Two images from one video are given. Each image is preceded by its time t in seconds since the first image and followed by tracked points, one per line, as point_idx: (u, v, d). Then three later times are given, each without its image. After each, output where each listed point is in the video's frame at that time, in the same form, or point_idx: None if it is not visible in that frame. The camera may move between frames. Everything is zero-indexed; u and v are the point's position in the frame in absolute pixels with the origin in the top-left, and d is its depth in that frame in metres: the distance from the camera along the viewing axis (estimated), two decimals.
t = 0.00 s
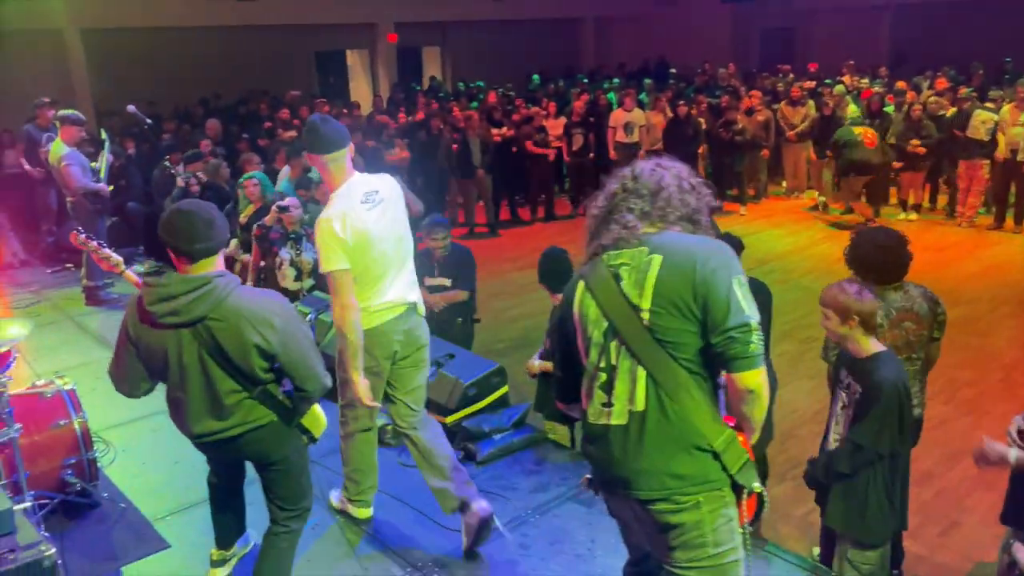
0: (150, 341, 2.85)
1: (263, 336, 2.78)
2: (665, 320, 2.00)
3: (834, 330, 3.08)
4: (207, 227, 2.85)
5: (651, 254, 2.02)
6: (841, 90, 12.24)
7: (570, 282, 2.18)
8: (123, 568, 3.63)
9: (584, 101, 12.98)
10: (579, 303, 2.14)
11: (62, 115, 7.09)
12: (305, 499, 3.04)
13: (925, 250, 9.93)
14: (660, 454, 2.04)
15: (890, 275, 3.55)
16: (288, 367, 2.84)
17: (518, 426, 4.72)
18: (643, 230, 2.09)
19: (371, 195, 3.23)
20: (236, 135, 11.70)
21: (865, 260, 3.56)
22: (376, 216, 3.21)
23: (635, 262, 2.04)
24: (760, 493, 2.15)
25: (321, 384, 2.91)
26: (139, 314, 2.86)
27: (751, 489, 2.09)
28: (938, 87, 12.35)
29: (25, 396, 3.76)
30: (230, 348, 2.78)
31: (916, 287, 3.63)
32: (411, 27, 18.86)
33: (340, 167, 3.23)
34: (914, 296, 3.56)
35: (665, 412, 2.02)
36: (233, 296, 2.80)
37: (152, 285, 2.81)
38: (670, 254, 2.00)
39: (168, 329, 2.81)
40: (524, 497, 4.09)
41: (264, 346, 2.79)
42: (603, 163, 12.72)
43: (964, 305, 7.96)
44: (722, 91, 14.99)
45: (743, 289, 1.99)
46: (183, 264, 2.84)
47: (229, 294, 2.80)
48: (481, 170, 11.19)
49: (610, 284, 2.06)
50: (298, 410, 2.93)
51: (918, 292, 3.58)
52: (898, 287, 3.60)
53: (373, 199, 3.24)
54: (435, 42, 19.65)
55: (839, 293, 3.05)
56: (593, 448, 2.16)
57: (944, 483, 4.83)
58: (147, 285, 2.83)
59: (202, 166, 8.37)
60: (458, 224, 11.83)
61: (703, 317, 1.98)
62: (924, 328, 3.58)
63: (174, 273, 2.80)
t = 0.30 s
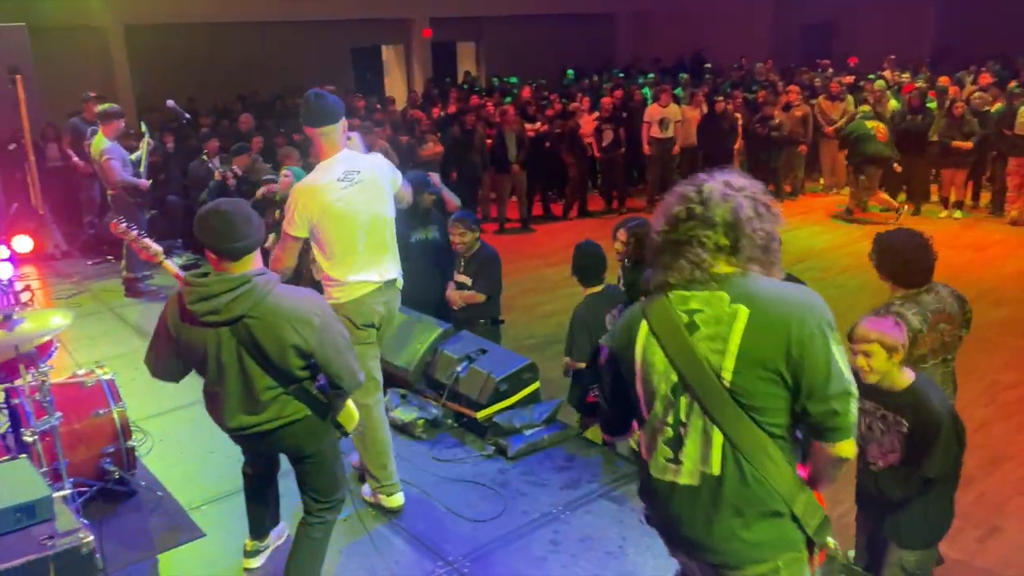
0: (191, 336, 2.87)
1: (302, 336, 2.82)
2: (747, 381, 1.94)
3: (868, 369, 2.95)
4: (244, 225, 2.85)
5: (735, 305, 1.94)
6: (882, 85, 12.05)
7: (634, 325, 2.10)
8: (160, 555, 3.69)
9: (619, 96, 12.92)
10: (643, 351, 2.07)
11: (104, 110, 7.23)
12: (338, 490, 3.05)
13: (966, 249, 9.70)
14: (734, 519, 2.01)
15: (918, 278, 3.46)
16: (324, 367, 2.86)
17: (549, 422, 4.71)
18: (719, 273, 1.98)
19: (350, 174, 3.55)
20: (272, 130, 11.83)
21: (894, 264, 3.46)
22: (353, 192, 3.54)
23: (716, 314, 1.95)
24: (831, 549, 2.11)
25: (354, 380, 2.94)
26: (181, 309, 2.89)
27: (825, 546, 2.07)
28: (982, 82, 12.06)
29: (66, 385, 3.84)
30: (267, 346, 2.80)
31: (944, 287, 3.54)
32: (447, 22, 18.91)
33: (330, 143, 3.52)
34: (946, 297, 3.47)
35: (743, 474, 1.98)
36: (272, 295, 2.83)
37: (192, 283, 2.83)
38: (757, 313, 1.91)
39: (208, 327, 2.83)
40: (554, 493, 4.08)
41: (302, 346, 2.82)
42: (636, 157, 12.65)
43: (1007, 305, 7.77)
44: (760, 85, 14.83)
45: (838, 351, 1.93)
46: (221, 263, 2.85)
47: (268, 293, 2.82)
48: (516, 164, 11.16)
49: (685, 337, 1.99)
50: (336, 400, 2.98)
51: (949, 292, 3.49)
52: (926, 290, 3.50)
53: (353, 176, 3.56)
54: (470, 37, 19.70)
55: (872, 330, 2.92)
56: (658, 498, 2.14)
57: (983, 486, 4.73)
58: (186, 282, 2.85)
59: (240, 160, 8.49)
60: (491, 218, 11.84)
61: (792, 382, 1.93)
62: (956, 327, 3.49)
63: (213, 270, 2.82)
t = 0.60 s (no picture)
0: (223, 318, 2.90)
1: (330, 320, 2.84)
2: (810, 467, 1.71)
3: (912, 354, 2.81)
4: (279, 209, 2.85)
5: (794, 388, 1.71)
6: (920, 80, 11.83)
7: (678, 390, 1.87)
8: (190, 545, 3.74)
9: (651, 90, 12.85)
10: (688, 418, 1.86)
11: (139, 104, 7.32)
12: (361, 479, 3.06)
13: (1007, 247, 9.49)
14: None
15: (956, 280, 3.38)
16: (350, 352, 2.90)
17: (577, 418, 4.69)
18: (778, 341, 1.73)
19: (339, 173, 3.78)
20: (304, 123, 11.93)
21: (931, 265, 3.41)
22: (333, 189, 3.77)
23: (772, 396, 1.73)
24: None
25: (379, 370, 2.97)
26: (213, 290, 2.91)
27: None
28: None
29: (101, 374, 3.91)
30: (296, 330, 2.82)
31: (983, 289, 3.47)
32: (479, 16, 18.94)
33: (330, 141, 3.77)
34: (985, 298, 3.40)
35: (805, 563, 1.76)
36: (303, 279, 2.85)
37: (227, 263, 2.86)
38: (822, 393, 1.68)
39: (238, 308, 2.86)
40: (582, 489, 4.06)
41: (330, 331, 2.85)
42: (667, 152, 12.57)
43: None
44: (795, 79, 14.66)
45: (915, 432, 1.68)
46: (256, 244, 2.86)
47: (299, 278, 2.85)
48: (547, 158, 11.13)
49: (738, 412, 1.77)
50: (360, 390, 2.98)
51: (988, 293, 3.42)
52: (966, 291, 3.42)
53: (341, 176, 3.79)
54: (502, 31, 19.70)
55: (920, 316, 2.79)
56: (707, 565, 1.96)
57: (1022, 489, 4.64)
58: (221, 262, 2.88)
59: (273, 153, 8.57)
60: (521, 212, 11.82)
61: (860, 468, 1.70)
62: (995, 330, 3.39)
63: (247, 251, 2.85)
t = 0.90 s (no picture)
0: (253, 300, 2.95)
1: (358, 307, 2.85)
2: (855, 478, 1.62)
3: (957, 359, 2.68)
4: (310, 195, 2.86)
5: (840, 397, 1.62)
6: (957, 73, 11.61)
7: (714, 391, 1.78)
8: (221, 533, 3.78)
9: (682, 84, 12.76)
10: (726, 422, 1.77)
11: (171, 98, 7.39)
12: (387, 470, 3.07)
13: None
14: None
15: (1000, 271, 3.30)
16: (377, 339, 2.89)
17: (604, 414, 4.68)
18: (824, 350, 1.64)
19: (326, 143, 4.22)
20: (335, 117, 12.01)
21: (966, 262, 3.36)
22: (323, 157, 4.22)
23: (816, 406, 1.63)
24: None
25: (407, 360, 2.97)
26: (245, 275, 2.96)
27: None
28: None
29: (135, 364, 3.94)
30: (325, 315, 2.84)
31: None
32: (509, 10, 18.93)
33: (314, 118, 4.18)
34: None
35: (843, 566, 1.69)
36: (331, 266, 2.86)
37: (259, 247, 2.89)
38: (868, 400, 1.60)
39: (269, 293, 2.90)
40: (609, 485, 4.05)
41: (359, 318, 2.86)
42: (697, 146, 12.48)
43: None
44: (828, 72, 14.43)
45: (968, 442, 1.60)
46: (287, 230, 2.87)
47: (328, 263, 2.86)
48: (574, 152, 11.10)
49: (779, 420, 1.67)
50: (389, 378, 2.99)
51: None
52: (1008, 287, 3.34)
53: (327, 145, 4.22)
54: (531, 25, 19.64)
55: (961, 316, 2.70)
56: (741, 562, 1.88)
57: None
58: (252, 247, 2.91)
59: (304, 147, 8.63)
60: (549, 207, 11.80)
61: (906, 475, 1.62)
62: None
63: (277, 237, 2.86)
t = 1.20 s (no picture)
0: (282, 304, 2.96)
1: (383, 310, 2.82)
2: (899, 491, 1.56)
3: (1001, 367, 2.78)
4: (335, 195, 2.85)
5: (885, 409, 1.55)
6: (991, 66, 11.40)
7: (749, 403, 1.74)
8: (247, 525, 3.79)
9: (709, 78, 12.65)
10: (761, 434, 1.73)
11: (198, 91, 7.43)
12: (416, 465, 3.05)
13: None
14: None
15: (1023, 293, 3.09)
16: (405, 339, 2.87)
17: (630, 410, 4.64)
18: (864, 361, 1.59)
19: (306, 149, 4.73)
20: (360, 112, 12.04)
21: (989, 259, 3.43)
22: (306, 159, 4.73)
23: (858, 419, 1.58)
24: None
25: (435, 360, 2.94)
26: (273, 282, 2.98)
27: None
28: None
29: (162, 355, 3.98)
30: (352, 318, 2.83)
31: None
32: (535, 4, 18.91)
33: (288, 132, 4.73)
34: None
35: None
36: (357, 269, 2.85)
37: (281, 256, 2.88)
38: (912, 410, 1.53)
39: (296, 299, 2.90)
40: (635, 482, 4.02)
41: (384, 320, 2.83)
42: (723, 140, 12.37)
43: None
44: (857, 67, 14.24)
45: (1018, 447, 1.52)
46: (312, 231, 2.87)
47: (352, 267, 2.84)
48: (598, 147, 11.03)
49: (818, 434, 1.62)
50: (416, 377, 2.97)
51: None
52: None
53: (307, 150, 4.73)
54: (555, 18, 19.59)
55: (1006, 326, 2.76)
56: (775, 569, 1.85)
57: None
58: (276, 253, 2.90)
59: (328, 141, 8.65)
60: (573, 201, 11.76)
61: (952, 488, 1.55)
62: None
63: (302, 242, 2.85)
